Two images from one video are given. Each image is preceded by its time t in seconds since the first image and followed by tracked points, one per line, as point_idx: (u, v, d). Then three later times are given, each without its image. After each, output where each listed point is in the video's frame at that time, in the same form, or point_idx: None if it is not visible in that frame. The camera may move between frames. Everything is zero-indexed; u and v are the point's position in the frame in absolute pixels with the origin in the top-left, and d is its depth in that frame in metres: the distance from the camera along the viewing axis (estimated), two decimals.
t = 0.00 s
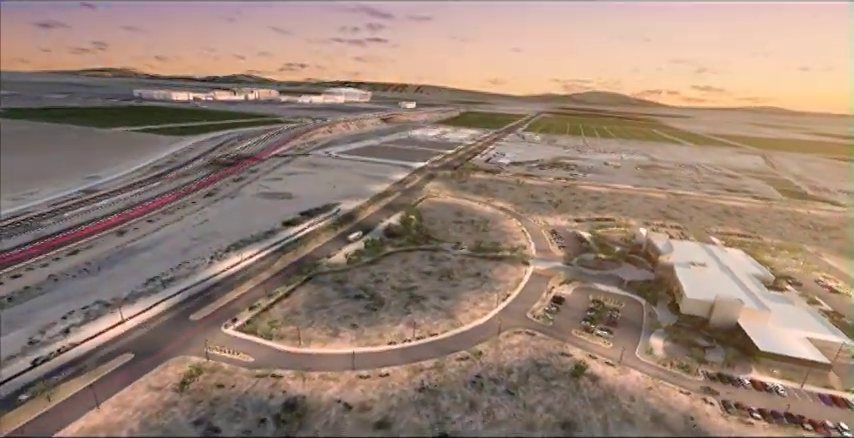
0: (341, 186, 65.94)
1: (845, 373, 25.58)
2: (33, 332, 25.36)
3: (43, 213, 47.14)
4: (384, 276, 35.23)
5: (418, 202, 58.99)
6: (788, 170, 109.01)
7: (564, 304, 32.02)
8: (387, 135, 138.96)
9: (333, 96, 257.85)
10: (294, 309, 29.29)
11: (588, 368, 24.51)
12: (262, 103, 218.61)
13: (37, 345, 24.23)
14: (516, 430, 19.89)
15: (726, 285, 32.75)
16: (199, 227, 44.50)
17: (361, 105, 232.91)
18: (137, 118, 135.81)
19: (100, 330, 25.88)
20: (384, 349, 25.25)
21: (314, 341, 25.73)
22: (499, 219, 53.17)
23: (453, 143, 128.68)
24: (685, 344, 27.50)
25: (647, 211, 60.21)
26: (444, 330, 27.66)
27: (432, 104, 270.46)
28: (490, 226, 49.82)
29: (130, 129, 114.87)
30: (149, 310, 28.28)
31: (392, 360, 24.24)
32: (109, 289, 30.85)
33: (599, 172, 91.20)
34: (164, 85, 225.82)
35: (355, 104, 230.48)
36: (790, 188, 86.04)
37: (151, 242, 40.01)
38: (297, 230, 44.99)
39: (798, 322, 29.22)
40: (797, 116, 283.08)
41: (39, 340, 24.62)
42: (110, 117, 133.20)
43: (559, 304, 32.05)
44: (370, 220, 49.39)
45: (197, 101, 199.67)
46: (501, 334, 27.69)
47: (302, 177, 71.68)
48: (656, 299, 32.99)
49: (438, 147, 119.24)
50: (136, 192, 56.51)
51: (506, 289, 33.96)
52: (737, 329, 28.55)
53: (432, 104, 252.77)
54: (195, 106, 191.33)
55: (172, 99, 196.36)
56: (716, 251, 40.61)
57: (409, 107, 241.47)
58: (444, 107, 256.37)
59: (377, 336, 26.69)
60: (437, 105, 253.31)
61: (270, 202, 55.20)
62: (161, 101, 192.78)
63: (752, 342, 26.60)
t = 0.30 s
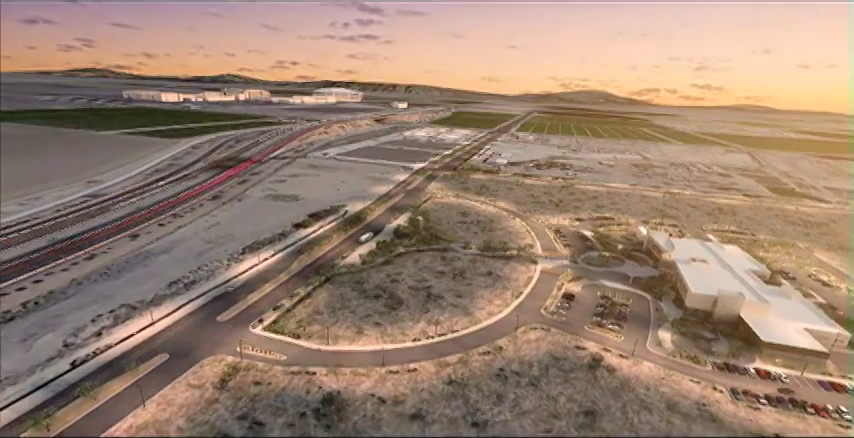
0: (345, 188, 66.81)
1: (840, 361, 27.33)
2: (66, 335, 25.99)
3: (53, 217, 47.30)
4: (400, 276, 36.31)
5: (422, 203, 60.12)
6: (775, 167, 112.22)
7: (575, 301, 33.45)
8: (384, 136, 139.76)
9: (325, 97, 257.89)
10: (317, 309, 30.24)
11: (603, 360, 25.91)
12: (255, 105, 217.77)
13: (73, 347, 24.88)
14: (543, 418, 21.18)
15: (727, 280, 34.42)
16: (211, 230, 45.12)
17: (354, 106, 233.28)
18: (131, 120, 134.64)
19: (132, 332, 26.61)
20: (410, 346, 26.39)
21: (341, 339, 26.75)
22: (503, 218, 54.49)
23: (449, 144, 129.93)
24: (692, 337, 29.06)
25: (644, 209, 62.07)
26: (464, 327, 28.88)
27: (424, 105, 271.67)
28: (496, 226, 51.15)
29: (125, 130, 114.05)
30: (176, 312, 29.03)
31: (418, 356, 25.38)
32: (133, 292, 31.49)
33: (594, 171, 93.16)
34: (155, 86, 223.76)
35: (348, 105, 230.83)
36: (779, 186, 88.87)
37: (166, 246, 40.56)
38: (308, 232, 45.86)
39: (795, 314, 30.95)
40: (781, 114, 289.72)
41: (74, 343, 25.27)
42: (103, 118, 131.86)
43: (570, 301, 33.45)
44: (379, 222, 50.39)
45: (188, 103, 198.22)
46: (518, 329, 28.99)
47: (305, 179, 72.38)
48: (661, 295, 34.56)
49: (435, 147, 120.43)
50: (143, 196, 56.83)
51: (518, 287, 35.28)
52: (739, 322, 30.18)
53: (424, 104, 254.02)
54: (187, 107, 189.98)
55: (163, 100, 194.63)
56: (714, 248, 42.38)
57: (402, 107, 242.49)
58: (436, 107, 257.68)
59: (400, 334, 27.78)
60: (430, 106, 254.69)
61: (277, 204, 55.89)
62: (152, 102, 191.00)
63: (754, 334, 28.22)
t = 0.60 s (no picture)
0: (349, 190, 67.68)
1: (837, 349, 29.09)
2: (98, 337, 26.66)
3: (62, 221, 47.44)
4: (415, 275, 37.44)
5: (427, 204, 61.28)
6: (762, 165, 115.64)
7: (584, 297, 34.95)
8: (379, 137, 140.54)
9: (317, 97, 257.27)
10: (339, 308, 31.24)
11: (617, 351, 27.36)
12: (247, 107, 216.83)
13: (107, 349, 25.56)
14: (566, 407, 22.49)
15: (727, 275, 36.19)
16: (222, 233, 45.74)
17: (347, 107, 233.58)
18: (123, 121, 133.41)
19: (162, 334, 27.35)
20: (433, 342, 27.55)
21: (367, 337, 27.80)
22: (507, 218, 55.92)
23: (445, 144, 131.18)
24: (697, 329, 30.71)
25: (641, 208, 63.98)
26: (483, 323, 30.13)
27: (416, 105, 272.47)
28: (500, 225, 52.55)
29: (119, 132, 113.10)
30: (202, 313, 29.81)
31: (442, 352, 26.56)
32: (156, 295, 32.13)
33: (590, 171, 95.19)
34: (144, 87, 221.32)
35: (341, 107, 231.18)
36: (767, 183, 91.88)
37: (180, 249, 41.09)
38: (319, 234, 46.73)
39: (792, 305, 32.76)
40: (764, 113, 296.40)
41: (107, 344, 25.96)
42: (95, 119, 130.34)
43: (580, 297, 34.94)
44: (386, 223, 51.42)
45: (180, 104, 196.60)
46: (534, 324, 30.35)
47: (307, 181, 73.00)
48: (665, 290, 36.26)
49: (431, 148, 121.56)
50: (149, 199, 57.07)
51: (529, 284, 36.67)
52: (741, 314, 31.88)
53: (417, 105, 255.16)
54: (178, 109, 188.40)
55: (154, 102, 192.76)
56: (712, 244, 44.25)
57: (394, 108, 243.18)
58: (428, 107, 258.87)
59: (422, 331, 28.92)
60: (422, 107, 255.93)
61: (284, 206, 56.61)
62: (143, 103, 189.10)
63: (756, 325, 29.89)
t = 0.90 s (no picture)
0: (352, 191, 68.54)
1: (831, 338, 31.00)
2: (129, 339, 27.37)
3: (71, 226, 47.56)
4: (428, 274, 38.59)
5: (430, 204, 62.44)
6: (749, 163, 119.17)
7: (592, 293, 36.48)
8: (374, 138, 141.25)
9: (308, 98, 256.60)
10: (359, 307, 32.26)
11: (628, 343, 28.87)
12: (238, 108, 215.47)
13: (140, 350, 26.26)
14: (586, 396, 23.85)
15: (725, 269, 38.01)
16: (234, 235, 46.40)
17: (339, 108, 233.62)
18: (115, 123, 131.89)
19: (192, 334, 28.12)
20: (454, 337, 28.76)
21: (390, 334, 28.90)
22: (510, 217, 57.33)
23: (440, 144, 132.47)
24: (701, 320, 32.40)
25: (638, 206, 65.89)
26: (499, 319, 31.42)
27: (407, 105, 273.08)
28: (504, 224, 53.94)
29: (112, 134, 111.96)
30: (227, 315, 30.59)
31: (464, 347, 27.77)
32: (178, 297, 32.78)
33: (584, 170, 97.24)
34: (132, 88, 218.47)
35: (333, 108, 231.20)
36: (754, 180, 94.90)
37: (194, 252, 41.65)
38: (329, 235, 47.62)
39: (787, 297, 34.68)
40: (748, 111, 303.47)
41: (139, 346, 26.63)
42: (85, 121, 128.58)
43: (588, 292, 36.44)
44: (394, 223, 52.48)
45: (170, 106, 194.77)
46: (547, 319, 31.73)
47: (309, 183, 73.64)
48: (668, 284, 37.95)
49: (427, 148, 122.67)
50: (154, 203, 57.27)
51: (538, 281, 38.05)
52: (741, 306, 33.66)
53: (409, 106, 256.07)
54: (169, 110, 186.64)
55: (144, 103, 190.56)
56: (709, 241, 46.20)
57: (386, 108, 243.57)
58: (420, 108, 259.90)
59: (442, 327, 30.11)
60: (414, 107, 256.89)
61: (290, 208, 57.33)
62: (132, 105, 186.91)
63: (756, 317, 31.65)
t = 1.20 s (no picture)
0: (355, 192, 69.42)
1: (825, 326, 32.95)
2: (159, 340, 28.11)
3: (80, 230, 47.68)
4: (440, 272, 39.78)
5: (433, 204, 63.63)
6: (736, 161, 122.67)
7: (599, 288, 38.06)
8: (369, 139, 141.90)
9: (300, 99, 255.41)
10: (379, 305, 33.32)
11: (637, 335, 30.45)
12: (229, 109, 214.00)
13: (172, 350, 27.03)
14: (603, 385, 25.31)
15: (723, 264, 39.98)
16: (245, 237, 47.08)
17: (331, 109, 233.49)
18: (106, 125, 130.40)
19: (220, 334, 28.95)
20: (473, 333, 30.02)
21: (412, 331, 30.05)
22: (512, 216, 58.80)
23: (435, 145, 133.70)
24: (703, 312, 34.14)
25: (634, 204, 67.84)
26: (513, 315, 32.77)
27: (398, 105, 273.50)
28: (508, 223, 55.39)
29: (105, 137, 110.86)
30: (251, 315, 31.46)
31: (484, 342, 29.04)
32: (200, 299, 33.53)
33: (579, 169, 99.29)
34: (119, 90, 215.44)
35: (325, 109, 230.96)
36: (742, 178, 97.93)
37: (208, 254, 42.26)
38: (339, 236, 48.57)
39: (783, 289, 36.74)
40: (731, 109, 310.35)
41: (170, 346, 27.41)
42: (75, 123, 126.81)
43: (594, 288, 38.00)
44: (400, 224, 53.58)
45: (160, 108, 192.66)
46: (559, 314, 33.18)
47: (311, 184, 74.30)
48: (669, 279, 39.74)
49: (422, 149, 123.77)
50: (159, 206, 57.43)
51: (547, 277, 39.50)
52: (740, 298, 35.52)
53: (400, 106, 256.80)
54: (159, 112, 184.69)
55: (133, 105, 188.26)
56: (705, 237, 48.27)
57: (377, 109, 243.87)
58: (411, 108, 260.74)
59: (461, 323, 31.34)
60: (405, 107, 257.69)
61: (297, 210, 58.08)
62: (121, 107, 184.56)
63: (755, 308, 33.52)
